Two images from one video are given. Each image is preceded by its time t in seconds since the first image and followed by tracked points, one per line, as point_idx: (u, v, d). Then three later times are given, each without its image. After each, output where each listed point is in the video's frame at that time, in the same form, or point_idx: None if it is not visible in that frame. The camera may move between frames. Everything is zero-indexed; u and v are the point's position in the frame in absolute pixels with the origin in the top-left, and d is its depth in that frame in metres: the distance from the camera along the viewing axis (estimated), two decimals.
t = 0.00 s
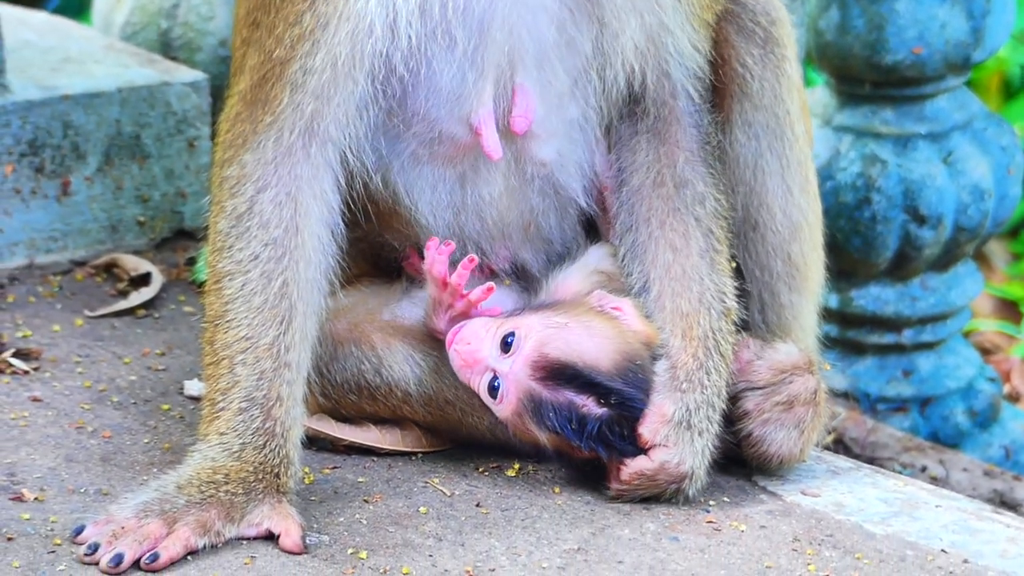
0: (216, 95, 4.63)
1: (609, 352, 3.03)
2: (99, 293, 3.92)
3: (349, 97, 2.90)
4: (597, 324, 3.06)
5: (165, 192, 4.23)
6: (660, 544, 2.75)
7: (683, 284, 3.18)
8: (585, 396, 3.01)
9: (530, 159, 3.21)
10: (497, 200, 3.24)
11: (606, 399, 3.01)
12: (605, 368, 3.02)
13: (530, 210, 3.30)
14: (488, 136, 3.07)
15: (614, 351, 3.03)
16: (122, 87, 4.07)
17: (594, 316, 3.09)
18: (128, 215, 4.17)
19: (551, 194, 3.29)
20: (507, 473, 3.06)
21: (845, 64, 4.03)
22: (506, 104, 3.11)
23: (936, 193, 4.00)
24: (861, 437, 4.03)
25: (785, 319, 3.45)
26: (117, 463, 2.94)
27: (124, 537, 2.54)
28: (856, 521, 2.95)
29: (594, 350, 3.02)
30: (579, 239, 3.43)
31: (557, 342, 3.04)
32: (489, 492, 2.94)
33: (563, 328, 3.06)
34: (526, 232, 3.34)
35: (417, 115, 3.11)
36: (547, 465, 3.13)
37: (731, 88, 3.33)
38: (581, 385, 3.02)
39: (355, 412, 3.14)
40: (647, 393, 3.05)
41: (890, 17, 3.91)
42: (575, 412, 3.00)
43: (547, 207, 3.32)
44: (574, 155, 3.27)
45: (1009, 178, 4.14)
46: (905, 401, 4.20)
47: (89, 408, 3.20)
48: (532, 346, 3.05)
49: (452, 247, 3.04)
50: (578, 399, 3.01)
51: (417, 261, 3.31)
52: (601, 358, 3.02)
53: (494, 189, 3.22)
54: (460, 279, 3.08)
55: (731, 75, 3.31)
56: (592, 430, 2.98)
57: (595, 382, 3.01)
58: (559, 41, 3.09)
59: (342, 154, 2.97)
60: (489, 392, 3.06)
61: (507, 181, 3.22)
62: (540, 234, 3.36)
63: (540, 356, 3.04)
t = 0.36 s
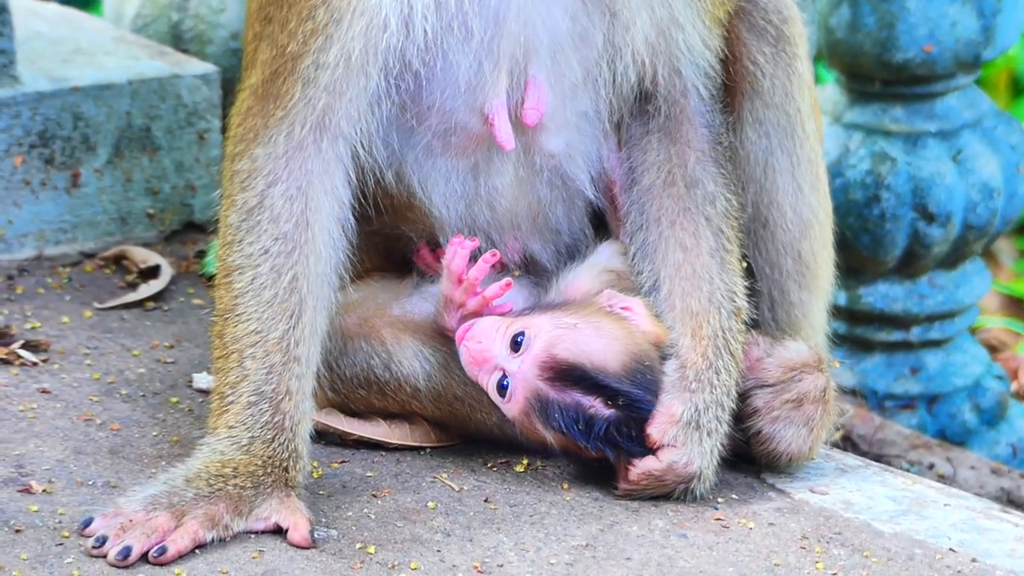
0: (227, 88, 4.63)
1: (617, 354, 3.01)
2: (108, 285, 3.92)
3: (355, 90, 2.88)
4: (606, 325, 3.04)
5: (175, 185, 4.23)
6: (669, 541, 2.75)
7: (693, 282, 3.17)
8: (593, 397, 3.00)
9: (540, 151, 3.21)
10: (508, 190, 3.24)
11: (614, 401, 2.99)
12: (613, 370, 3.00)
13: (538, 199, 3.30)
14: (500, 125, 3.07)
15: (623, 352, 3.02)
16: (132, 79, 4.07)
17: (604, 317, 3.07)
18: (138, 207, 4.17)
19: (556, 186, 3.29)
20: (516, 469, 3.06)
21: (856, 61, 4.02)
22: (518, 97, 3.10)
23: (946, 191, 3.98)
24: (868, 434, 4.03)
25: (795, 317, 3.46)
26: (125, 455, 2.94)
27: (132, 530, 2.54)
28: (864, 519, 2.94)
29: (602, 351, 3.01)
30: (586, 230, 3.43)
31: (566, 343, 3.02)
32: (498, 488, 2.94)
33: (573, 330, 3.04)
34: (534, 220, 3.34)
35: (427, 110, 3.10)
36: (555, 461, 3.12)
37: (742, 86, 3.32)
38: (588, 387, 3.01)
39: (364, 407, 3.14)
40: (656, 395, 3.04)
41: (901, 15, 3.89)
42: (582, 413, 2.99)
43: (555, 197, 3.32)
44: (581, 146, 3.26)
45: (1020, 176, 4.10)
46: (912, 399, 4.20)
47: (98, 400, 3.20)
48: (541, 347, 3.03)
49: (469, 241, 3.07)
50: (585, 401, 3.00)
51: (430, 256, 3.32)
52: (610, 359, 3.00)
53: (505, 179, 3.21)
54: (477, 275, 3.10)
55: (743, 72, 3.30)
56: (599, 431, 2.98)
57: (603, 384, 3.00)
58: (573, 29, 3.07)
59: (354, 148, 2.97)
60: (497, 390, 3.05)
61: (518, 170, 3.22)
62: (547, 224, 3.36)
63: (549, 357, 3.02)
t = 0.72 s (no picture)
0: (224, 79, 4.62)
1: (613, 347, 2.99)
2: (104, 276, 3.92)
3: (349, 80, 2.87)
4: (602, 318, 3.03)
5: (171, 176, 4.22)
6: (665, 531, 2.75)
7: (690, 273, 3.17)
8: (588, 390, 2.98)
9: (540, 148, 3.21)
10: (508, 187, 3.24)
11: (610, 394, 2.97)
12: (609, 363, 2.98)
13: (543, 196, 3.30)
14: (491, 124, 3.07)
15: (618, 345, 3.00)
16: (128, 71, 4.06)
17: (601, 311, 3.06)
18: (134, 199, 4.16)
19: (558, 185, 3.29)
20: (512, 460, 3.06)
21: (852, 52, 4.02)
22: (511, 96, 3.11)
23: (943, 182, 3.98)
24: (864, 425, 4.03)
25: (792, 307, 3.46)
26: (121, 446, 2.94)
27: (126, 521, 2.53)
28: (860, 510, 2.94)
29: (598, 343, 2.99)
30: (590, 227, 3.43)
31: (561, 337, 3.01)
32: (494, 478, 2.94)
33: (568, 324, 3.03)
34: (539, 217, 3.35)
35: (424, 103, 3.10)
36: (552, 452, 3.12)
37: (741, 74, 3.31)
38: (583, 380, 2.99)
39: (360, 397, 3.14)
40: (653, 388, 3.03)
41: (897, 6, 3.88)
42: (578, 406, 2.97)
43: (557, 193, 3.31)
44: (581, 144, 3.26)
45: (1016, 167, 4.10)
46: (909, 389, 4.20)
47: (94, 391, 3.20)
48: (536, 341, 3.03)
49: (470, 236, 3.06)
50: (581, 394, 2.98)
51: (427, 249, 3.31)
52: (605, 352, 2.99)
53: (504, 176, 3.21)
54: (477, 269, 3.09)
55: (742, 61, 3.30)
56: (595, 424, 2.97)
57: (599, 377, 2.98)
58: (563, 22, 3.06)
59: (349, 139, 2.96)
60: (494, 384, 3.06)
61: (517, 165, 3.22)
62: (552, 221, 3.37)
63: (544, 351, 3.01)
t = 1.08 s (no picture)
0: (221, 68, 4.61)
1: (610, 336, 3.01)
2: (101, 266, 3.91)
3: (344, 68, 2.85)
4: (598, 308, 3.04)
5: (169, 165, 4.21)
6: (664, 520, 2.74)
7: (688, 264, 3.17)
8: (586, 380, 2.99)
9: (544, 141, 3.19)
10: (511, 179, 3.23)
11: (608, 383, 2.98)
12: (606, 352, 2.99)
13: (549, 187, 3.30)
14: (488, 115, 3.05)
15: (616, 334, 3.01)
16: (125, 60, 4.05)
17: (598, 301, 3.07)
18: (131, 188, 4.15)
19: (562, 177, 3.28)
20: (510, 449, 3.06)
21: (850, 39, 4.01)
22: (508, 90, 3.08)
23: (940, 169, 3.97)
24: (863, 413, 4.03)
25: (792, 295, 3.45)
26: (119, 436, 2.94)
27: (125, 511, 2.53)
28: (860, 498, 2.94)
29: (595, 333, 3.00)
30: (593, 217, 3.42)
31: (558, 326, 3.02)
32: (492, 467, 2.93)
33: (566, 314, 3.03)
34: (543, 209, 3.34)
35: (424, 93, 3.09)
36: (550, 441, 3.12)
37: (741, 60, 3.31)
38: (581, 369, 3.00)
39: (358, 386, 3.14)
40: (652, 377, 3.04)
41: None
42: (575, 396, 2.98)
43: (558, 183, 3.29)
44: (585, 135, 3.24)
45: (1013, 154, 4.11)
46: (907, 376, 4.19)
47: (91, 380, 3.19)
48: (534, 331, 3.02)
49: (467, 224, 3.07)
50: (578, 383, 2.99)
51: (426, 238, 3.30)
52: (602, 342, 3.00)
53: (506, 168, 3.21)
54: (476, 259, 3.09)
55: (742, 48, 3.29)
56: (593, 414, 2.97)
57: (596, 366, 2.99)
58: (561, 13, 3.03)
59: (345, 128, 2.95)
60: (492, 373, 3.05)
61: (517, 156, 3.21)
62: (557, 213, 3.36)
63: (540, 340, 3.02)
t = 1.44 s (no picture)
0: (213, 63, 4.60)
1: (603, 330, 2.97)
2: (94, 261, 3.90)
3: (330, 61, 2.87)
4: (592, 301, 3.01)
5: (161, 160, 4.20)
6: (657, 515, 2.74)
7: (683, 266, 3.14)
8: (577, 373, 2.96)
9: (547, 129, 3.21)
10: (518, 165, 3.26)
11: (598, 377, 2.96)
12: (598, 346, 2.97)
13: (562, 170, 3.32)
14: (480, 104, 3.07)
15: (608, 329, 2.98)
16: (118, 55, 4.04)
17: (592, 294, 3.05)
18: (124, 183, 4.14)
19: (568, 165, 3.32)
20: (503, 444, 3.05)
21: (842, 32, 4.00)
22: (503, 79, 3.08)
23: (933, 162, 3.97)
24: (856, 406, 4.03)
25: (788, 289, 3.46)
26: (112, 432, 2.93)
27: (117, 507, 2.53)
28: (853, 492, 2.94)
29: (588, 327, 2.97)
30: (600, 205, 3.44)
31: (551, 319, 2.99)
32: (485, 462, 2.93)
33: (559, 307, 3.01)
34: (553, 192, 3.37)
35: (430, 78, 3.12)
36: (543, 435, 3.12)
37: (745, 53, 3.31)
38: (572, 363, 2.97)
39: (349, 378, 3.14)
40: (642, 372, 3.03)
41: None
42: (566, 389, 2.95)
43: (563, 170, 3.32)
44: (592, 122, 3.25)
45: (1005, 146, 4.13)
46: (900, 369, 4.19)
47: (84, 376, 3.19)
48: (526, 322, 3.01)
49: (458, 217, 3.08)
50: (569, 376, 2.96)
51: (418, 231, 3.32)
52: (595, 335, 2.97)
53: (513, 153, 3.23)
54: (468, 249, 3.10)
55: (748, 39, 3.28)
56: (584, 408, 2.95)
57: (588, 359, 2.96)
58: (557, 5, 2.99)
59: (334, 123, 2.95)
60: (484, 363, 3.06)
61: (523, 144, 3.23)
62: (566, 200, 3.40)
63: (533, 331, 2.99)
